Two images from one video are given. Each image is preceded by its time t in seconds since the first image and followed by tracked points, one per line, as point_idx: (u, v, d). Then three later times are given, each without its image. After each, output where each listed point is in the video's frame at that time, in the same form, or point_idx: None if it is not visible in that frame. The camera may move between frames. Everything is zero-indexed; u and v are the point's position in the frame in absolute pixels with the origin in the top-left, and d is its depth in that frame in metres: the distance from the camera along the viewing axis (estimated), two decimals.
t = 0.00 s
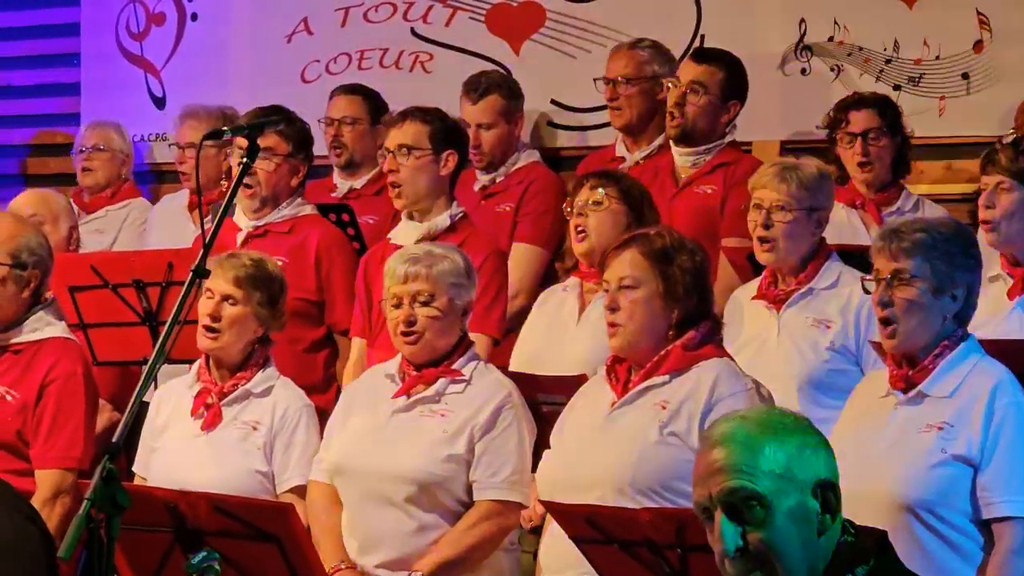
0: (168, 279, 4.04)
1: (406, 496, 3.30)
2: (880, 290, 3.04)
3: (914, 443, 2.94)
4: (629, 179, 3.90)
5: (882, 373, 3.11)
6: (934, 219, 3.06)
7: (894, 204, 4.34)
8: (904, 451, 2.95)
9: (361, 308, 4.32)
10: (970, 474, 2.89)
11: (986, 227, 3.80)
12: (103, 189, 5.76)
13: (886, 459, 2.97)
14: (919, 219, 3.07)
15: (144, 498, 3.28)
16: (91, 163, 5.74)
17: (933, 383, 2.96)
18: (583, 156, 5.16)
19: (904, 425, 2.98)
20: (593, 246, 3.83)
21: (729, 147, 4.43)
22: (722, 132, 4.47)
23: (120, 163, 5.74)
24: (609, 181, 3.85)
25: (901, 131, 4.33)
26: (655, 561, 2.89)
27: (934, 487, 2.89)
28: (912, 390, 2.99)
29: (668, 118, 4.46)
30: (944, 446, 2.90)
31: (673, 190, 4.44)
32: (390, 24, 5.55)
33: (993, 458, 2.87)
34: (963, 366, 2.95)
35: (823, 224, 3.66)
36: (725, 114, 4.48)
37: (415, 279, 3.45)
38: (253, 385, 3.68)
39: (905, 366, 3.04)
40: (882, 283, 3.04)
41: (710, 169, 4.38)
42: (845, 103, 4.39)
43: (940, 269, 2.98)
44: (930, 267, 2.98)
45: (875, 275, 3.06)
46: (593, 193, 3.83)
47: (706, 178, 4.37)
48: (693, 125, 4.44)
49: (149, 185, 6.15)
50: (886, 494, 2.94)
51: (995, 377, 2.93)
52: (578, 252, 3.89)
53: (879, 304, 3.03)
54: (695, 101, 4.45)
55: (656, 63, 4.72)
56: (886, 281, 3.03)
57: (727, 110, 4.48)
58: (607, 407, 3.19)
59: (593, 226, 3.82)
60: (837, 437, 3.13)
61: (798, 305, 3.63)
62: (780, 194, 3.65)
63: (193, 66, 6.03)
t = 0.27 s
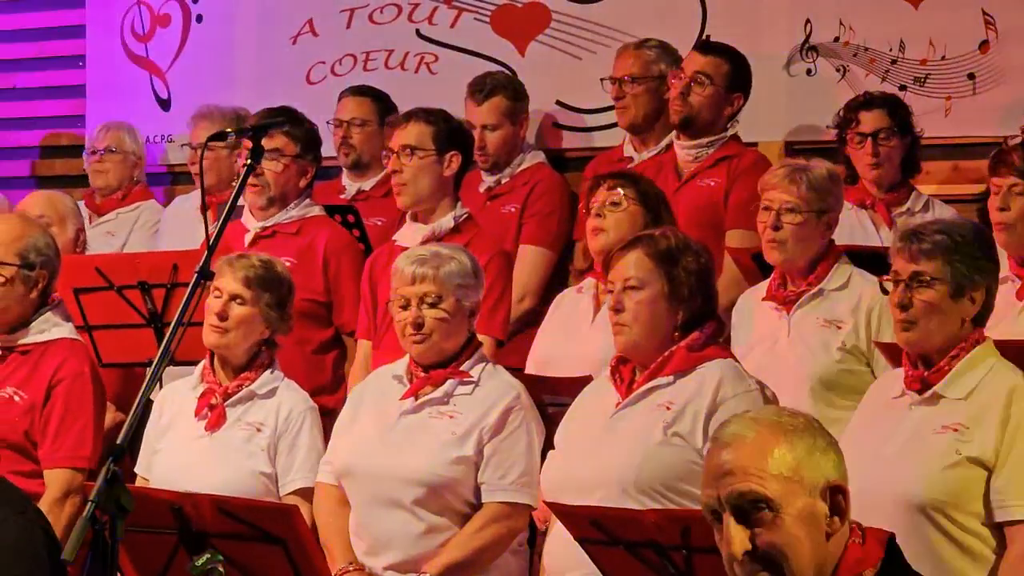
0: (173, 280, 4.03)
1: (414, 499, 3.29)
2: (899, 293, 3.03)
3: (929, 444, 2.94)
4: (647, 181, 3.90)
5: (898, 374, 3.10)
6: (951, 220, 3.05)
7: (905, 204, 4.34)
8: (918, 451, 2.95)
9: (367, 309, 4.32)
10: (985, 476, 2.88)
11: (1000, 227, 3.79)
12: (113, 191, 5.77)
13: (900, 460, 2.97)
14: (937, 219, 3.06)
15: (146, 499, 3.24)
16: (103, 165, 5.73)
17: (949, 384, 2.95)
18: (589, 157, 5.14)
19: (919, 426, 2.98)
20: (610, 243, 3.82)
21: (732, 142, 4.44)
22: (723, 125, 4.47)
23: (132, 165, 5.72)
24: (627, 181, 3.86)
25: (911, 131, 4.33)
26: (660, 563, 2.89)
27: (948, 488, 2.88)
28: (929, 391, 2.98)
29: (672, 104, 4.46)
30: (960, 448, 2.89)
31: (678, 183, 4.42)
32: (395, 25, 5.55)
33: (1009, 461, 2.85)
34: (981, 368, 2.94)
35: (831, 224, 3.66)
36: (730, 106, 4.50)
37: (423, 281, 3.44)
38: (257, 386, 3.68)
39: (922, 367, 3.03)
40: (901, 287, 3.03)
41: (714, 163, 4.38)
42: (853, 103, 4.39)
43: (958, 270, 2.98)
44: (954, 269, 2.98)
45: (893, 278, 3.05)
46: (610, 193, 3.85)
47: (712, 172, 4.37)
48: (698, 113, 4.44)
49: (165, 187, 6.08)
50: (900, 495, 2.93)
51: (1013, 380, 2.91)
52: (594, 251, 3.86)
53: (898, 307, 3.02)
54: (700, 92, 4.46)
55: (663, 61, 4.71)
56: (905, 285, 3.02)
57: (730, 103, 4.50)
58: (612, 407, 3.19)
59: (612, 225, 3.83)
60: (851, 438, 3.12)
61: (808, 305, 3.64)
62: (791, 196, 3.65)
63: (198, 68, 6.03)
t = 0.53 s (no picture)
0: (180, 281, 4.04)
1: (421, 499, 3.29)
2: (923, 302, 2.99)
3: (945, 444, 2.94)
4: (658, 181, 3.90)
5: (915, 374, 3.10)
6: (968, 222, 3.01)
7: (910, 206, 4.34)
8: (935, 451, 2.95)
9: (372, 308, 4.32)
10: (1002, 476, 2.87)
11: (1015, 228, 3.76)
12: (115, 190, 5.77)
13: (917, 460, 2.98)
14: (954, 221, 3.03)
15: (154, 500, 3.24)
16: (104, 165, 5.74)
17: (967, 383, 2.95)
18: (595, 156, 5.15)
19: (935, 426, 2.98)
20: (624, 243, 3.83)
21: (737, 143, 4.43)
22: (727, 125, 4.47)
23: (132, 165, 5.75)
24: (639, 182, 3.85)
25: (919, 135, 4.33)
26: (666, 562, 2.88)
27: (965, 488, 2.88)
28: (946, 390, 2.98)
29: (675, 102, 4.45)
30: (976, 447, 2.89)
31: (683, 186, 4.42)
32: (402, 24, 5.56)
33: None
34: (999, 368, 2.93)
35: (837, 226, 3.65)
36: (733, 106, 4.47)
37: (430, 281, 3.44)
38: (261, 386, 3.68)
39: (940, 367, 3.01)
40: (924, 295, 2.99)
41: (718, 166, 4.38)
42: (861, 105, 4.38)
43: (977, 274, 2.95)
44: (971, 274, 2.95)
45: (913, 285, 3.02)
46: (623, 193, 3.85)
47: (716, 174, 4.38)
48: (701, 115, 4.44)
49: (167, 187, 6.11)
50: (919, 495, 2.95)
51: None
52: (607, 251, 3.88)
53: (924, 319, 2.98)
54: (703, 91, 4.46)
55: (665, 61, 4.70)
56: (929, 292, 2.98)
57: (734, 102, 4.48)
58: (622, 406, 3.19)
59: (622, 224, 3.84)
60: (869, 437, 3.13)
61: (814, 305, 3.65)
62: (794, 202, 3.64)
63: (205, 69, 6.04)
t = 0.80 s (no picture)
0: (187, 281, 4.04)
1: (427, 499, 3.29)
2: (939, 308, 2.98)
3: (959, 444, 2.93)
4: (662, 180, 3.89)
5: (927, 375, 3.09)
6: (979, 224, 3.01)
7: (913, 207, 4.35)
8: (947, 451, 2.95)
9: (380, 309, 4.31)
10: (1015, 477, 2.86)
11: None
12: (110, 190, 5.76)
13: (929, 460, 2.98)
14: (965, 223, 3.02)
15: (163, 499, 3.24)
16: (99, 165, 5.74)
17: (980, 385, 2.95)
18: (602, 156, 5.15)
19: (949, 426, 2.97)
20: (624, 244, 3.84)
21: (745, 146, 4.42)
22: (735, 129, 4.46)
23: (127, 164, 5.76)
24: (639, 184, 3.85)
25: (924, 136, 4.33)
26: (675, 562, 2.88)
27: (978, 488, 2.88)
28: (959, 391, 2.98)
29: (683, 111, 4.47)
30: (989, 448, 2.88)
31: (693, 190, 4.42)
32: (409, 23, 5.55)
33: None
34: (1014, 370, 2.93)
35: (842, 228, 3.65)
36: (739, 109, 4.49)
37: (442, 283, 3.42)
38: (267, 386, 3.67)
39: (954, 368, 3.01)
40: (940, 301, 2.99)
41: (727, 167, 4.37)
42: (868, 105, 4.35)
43: (992, 277, 2.96)
44: (982, 276, 2.96)
45: (929, 291, 3.01)
46: (622, 193, 3.85)
47: (726, 176, 4.37)
48: (708, 121, 4.44)
49: (166, 187, 6.19)
50: (930, 495, 2.95)
51: None
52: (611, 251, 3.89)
53: (939, 325, 2.98)
54: (709, 96, 4.46)
55: (666, 61, 4.70)
56: (943, 298, 2.98)
57: (740, 106, 4.49)
58: (634, 405, 3.19)
59: (623, 226, 3.84)
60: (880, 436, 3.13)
61: (821, 305, 3.65)
62: (796, 206, 3.64)
63: (212, 68, 6.03)
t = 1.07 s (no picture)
0: (195, 282, 4.02)
1: (433, 502, 3.27)
2: (953, 309, 2.97)
3: (973, 446, 2.91)
4: (666, 181, 3.88)
5: (943, 377, 3.07)
6: (993, 225, 3.00)
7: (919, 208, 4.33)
8: (961, 453, 2.92)
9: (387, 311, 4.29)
10: None
11: None
12: (105, 194, 5.73)
13: (942, 461, 2.95)
14: (980, 225, 3.01)
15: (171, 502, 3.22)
16: (94, 167, 5.75)
17: (996, 387, 2.93)
18: (612, 156, 5.13)
19: (964, 428, 2.95)
20: (623, 245, 3.81)
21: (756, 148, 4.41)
22: (747, 132, 4.45)
23: (121, 166, 5.77)
24: (640, 184, 3.84)
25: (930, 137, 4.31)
26: (686, 565, 2.85)
27: (993, 489, 2.85)
28: (975, 393, 2.96)
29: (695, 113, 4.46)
30: (1004, 450, 2.86)
31: (705, 193, 4.40)
32: (418, 24, 5.53)
33: None
34: None
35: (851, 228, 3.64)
36: (751, 112, 4.46)
37: (463, 285, 3.42)
38: (271, 387, 3.65)
39: (970, 368, 2.99)
40: (955, 301, 2.97)
41: (739, 168, 4.35)
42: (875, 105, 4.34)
43: (1009, 277, 2.93)
44: (1000, 278, 2.93)
45: (943, 291, 3.00)
46: (622, 193, 3.84)
47: (738, 177, 4.34)
48: (720, 123, 4.43)
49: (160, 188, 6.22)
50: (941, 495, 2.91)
51: None
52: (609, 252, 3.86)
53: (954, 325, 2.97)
54: (722, 97, 4.45)
55: (669, 62, 4.69)
56: (960, 299, 2.96)
57: (752, 110, 4.46)
58: (650, 407, 3.17)
59: (622, 226, 3.82)
60: (895, 437, 3.10)
61: (831, 306, 3.63)
62: (806, 207, 3.62)
63: (220, 69, 6.02)
